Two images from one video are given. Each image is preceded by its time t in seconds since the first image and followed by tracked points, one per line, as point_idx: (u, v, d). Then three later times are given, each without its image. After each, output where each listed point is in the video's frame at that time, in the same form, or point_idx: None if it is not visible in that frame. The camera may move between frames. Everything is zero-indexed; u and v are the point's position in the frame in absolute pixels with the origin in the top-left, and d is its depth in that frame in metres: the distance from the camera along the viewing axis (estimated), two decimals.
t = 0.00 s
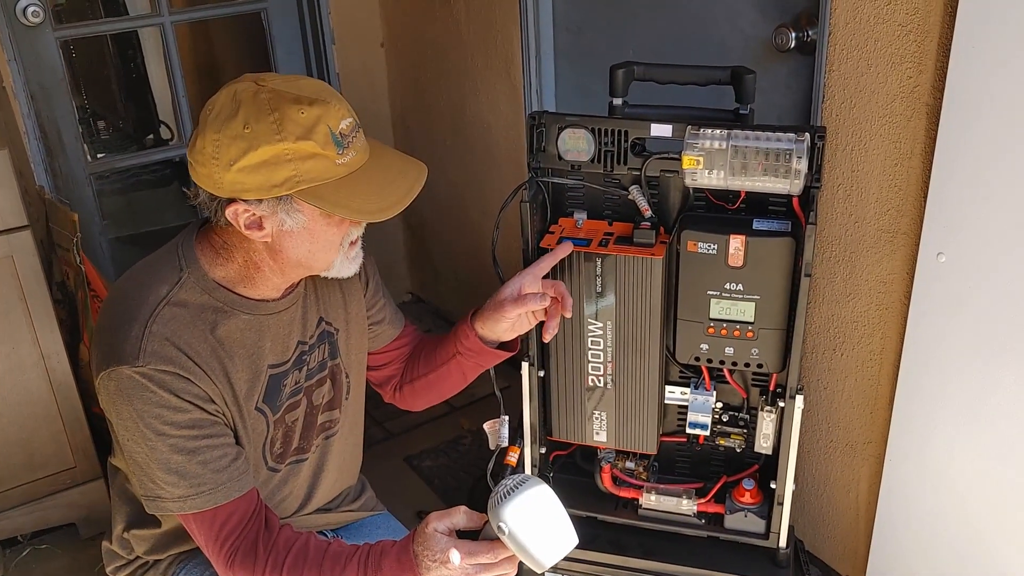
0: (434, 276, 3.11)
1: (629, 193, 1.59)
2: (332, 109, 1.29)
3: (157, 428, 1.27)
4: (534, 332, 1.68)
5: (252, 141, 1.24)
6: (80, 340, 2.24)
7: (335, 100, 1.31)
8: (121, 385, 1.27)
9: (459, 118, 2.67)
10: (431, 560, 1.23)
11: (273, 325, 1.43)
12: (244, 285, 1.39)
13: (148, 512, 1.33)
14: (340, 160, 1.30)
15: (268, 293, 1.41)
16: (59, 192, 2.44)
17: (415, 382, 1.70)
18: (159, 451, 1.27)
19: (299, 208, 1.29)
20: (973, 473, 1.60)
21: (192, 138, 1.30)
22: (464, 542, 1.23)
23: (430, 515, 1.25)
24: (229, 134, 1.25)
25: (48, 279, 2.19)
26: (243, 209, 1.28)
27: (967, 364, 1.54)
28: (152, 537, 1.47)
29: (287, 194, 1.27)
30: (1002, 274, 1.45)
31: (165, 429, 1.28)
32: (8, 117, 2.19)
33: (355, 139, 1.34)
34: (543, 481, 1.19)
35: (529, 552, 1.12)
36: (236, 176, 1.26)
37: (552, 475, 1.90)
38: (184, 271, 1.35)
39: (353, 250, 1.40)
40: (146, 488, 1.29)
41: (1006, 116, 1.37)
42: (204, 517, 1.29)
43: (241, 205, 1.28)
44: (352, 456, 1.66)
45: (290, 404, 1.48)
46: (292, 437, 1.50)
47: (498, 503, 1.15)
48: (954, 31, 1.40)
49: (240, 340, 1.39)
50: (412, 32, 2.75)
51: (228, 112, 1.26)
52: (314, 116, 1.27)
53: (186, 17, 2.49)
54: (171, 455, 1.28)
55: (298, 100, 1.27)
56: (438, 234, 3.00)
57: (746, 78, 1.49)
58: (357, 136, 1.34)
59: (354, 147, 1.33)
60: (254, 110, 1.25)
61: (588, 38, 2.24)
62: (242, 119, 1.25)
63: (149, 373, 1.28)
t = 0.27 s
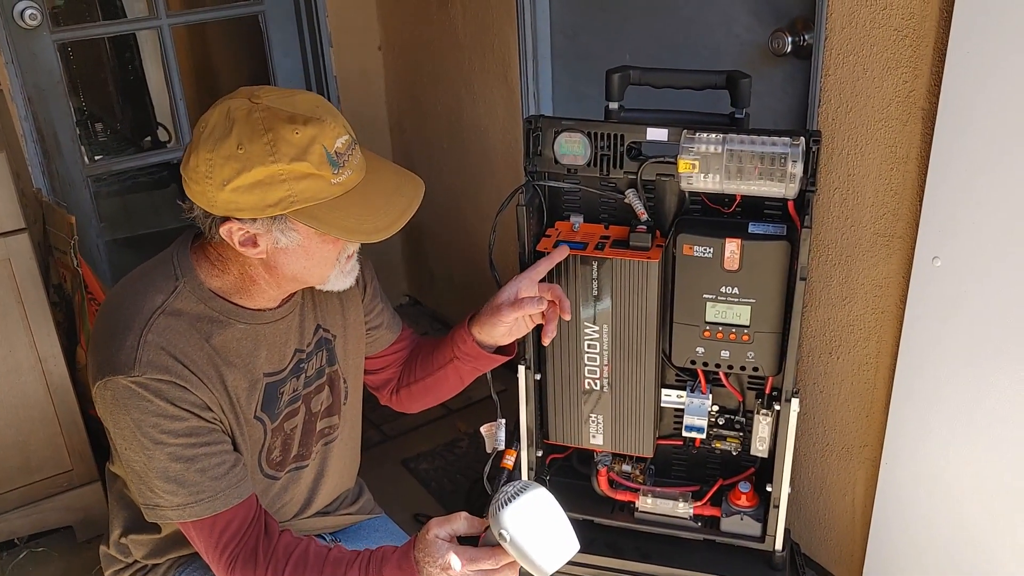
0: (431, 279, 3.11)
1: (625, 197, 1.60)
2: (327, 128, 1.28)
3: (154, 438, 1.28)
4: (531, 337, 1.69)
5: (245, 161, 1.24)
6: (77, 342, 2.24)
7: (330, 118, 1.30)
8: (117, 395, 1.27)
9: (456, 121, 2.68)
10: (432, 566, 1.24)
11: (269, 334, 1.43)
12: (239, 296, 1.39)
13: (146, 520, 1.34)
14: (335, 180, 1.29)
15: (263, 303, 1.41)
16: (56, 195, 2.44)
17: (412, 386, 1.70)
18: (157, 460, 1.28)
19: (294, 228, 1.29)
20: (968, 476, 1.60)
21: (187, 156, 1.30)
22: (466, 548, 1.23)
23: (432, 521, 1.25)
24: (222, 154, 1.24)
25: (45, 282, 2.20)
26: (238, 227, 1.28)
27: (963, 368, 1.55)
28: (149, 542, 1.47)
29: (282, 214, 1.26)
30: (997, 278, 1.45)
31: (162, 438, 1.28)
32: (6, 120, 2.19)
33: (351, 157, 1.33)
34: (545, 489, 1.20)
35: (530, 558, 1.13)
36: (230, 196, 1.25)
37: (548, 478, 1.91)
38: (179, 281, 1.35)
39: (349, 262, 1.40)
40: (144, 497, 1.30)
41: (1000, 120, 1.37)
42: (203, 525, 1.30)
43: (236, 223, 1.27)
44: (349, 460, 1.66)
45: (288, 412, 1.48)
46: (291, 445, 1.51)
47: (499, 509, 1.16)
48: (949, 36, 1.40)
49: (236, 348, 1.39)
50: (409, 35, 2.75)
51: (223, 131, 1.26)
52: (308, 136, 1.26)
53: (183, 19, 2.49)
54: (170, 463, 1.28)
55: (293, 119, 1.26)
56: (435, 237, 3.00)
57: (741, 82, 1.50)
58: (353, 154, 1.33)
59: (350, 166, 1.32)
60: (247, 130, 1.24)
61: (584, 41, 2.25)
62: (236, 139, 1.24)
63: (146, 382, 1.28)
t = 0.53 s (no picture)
0: (427, 281, 3.11)
1: (622, 201, 1.60)
2: (324, 132, 1.27)
3: (151, 448, 1.27)
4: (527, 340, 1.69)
5: (245, 171, 1.23)
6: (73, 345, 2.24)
7: (325, 121, 1.29)
8: (112, 405, 1.27)
9: (453, 123, 2.68)
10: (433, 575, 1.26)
11: (265, 341, 1.43)
12: (235, 302, 1.39)
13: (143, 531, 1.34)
14: (335, 182, 1.29)
15: (257, 311, 1.41)
16: (53, 197, 2.44)
17: (407, 388, 1.70)
18: (154, 470, 1.28)
19: (296, 233, 1.29)
20: (963, 480, 1.61)
21: (181, 168, 1.28)
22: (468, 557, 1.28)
23: (432, 530, 1.28)
24: (220, 165, 1.23)
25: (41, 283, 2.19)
26: (239, 236, 1.27)
27: (959, 372, 1.55)
28: (146, 548, 1.47)
29: (284, 220, 1.26)
30: (993, 281, 1.45)
31: (159, 448, 1.28)
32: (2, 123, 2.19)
33: (348, 158, 1.32)
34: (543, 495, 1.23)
35: (531, 567, 1.15)
36: (231, 207, 1.24)
37: (545, 481, 1.91)
38: (173, 289, 1.35)
39: (347, 264, 1.40)
40: (141, 508, 1.30)
41: (996, 124, 1.38)
42: (202, 533, 1.30)
43: (237, 232, 1.27)
44: (346, 464, 1.66)
45: (284, 418, 1.49)
46: (288, 451, 1.51)
47: (500, 518, 1.18)
48: (945, 39, 1.41)
49: (232, 356, 1.39)
50: (406, 37, 2.75)
51: (218, 142, 1.24)
52: (307, 141, 1.25)
53: (180, 21, 2.49)
54: (166, 473, 1.28)
55: (289, 125, 1.25)
56: (432, 239, 3.00)
57: (738, 85, 1.50)
58: (349, 155, 1.33)
59: (347, 167, 1.32)
60: (245, 140, 1.23)
61: (581, 44, 2.25)
62: (233, 149, 1.23)
63: (141, 393, 1.27)
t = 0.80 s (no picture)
0: (424, 283, 3.11)
1: (618, 204, 1.60)
2: (321, 134, 1.27)
3: (147, 455, 1.27)
4: (523, 343, 1.68)
5: (243, 174, 1.22)
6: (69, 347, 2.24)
7: (322, 122, 1.29)
8: (107, 412, 1.26)
9: (450, 125, 2.68)
10: None
11: (261, 345, 1.43)
12: (232, 307, 1.39)
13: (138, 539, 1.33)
14: (333, 184, 1.29)
15: (254, 316, 1.41)
16: (49, 199, 2.44)
17: (404, 390, 1.70)
18: (149, 477, 1.27)
19: (295, 235, 1.28)
20: (959, 483, 1.61)
21: (178, 173, 1.28)
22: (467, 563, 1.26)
23: (430, 537, 1.28)
24: (218, 169, 1.23)
25: (37, 284, 2.18)
26: (237, 240, 1.27)
27: (955, 375, 1.55)
28: (140, 554, 1.46)
29: (282, 223, 1.26)
30: (989, 285, 1.45)
31: (155, 455, 1.27)
32: None
33: (344, 160, 1.32)
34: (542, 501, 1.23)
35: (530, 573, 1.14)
36: (229, 211, 1.24)
37: (541, 484, 1.90)
38: (168, 294, 1.35)
39: (346, 265, 1.40)
40: (136, 515, 1.29)
41: (992, 128, 1.38)
42: (197, 540, 1.30)
43: (235, 237, 1.27)
44: (341, 467, 1.66)
45: (280, 422, 1.48)
46: (283, 455, 1.51)
47: (500, 526, 1.18)
48: (941, 43, 1.41)
49: (227, 361, 1.39)
50: (403, 39, 2.75)
51: (215, 145, 1.24)
52: (304, 143, 1.25)
53: (177, 23, 2.49)
54: (162, 481, 1.28)
55: (286, 127, 1.25)
56: (429, 242, 3.00)
57: (734, 88, 1.50)
58: (345, 156, 1.33)
59: (344, 168, 1.31)
60: (241, 143, 1.23)
61: (579, 47, 2.25)
62: (230, 153, 1.23)
63: (136, 399, 1.27)
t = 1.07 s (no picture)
0: (422, 284, 3.11)
1: (616, 205, 1.60)
2: (318, 140, 1.27)
3: (141, 456, 1.27)
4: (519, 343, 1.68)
5: (238, 179, 1.22)
6: (67, 348, 2.23)
7: (319, 128, 1.29)
8: (102, 414, 1.26)
9: (449, 126, 2.67)
10: None
11: (256, 346, 1.42)
12: (227, 309, 1.38)
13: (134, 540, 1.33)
14: (329, 190, 1.28)
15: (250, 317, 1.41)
16: (46, 199, 2.43)
17: (388, 398, 1.71)
18: (144, 479, 1.27)
19: (290, 240, 1.28)
20: (956, 484, 1.61)
21: (174, 174, 1.27)
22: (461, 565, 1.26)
23: (426, 538, 1.28)
24: (214, 172, 1.22)
25: (34, 285, 2.17)
26: (231, 244, 1.27)
27: (952, 377, 1.55)
28: (137, 555, 1.46)
29: (277, 229, 1.25)
30: (986, 286, 1.46)
31: (149, 456, 1.27)
32: None
33: (341, 166, 1.32)
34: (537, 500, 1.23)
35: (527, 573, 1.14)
36: (224, 214, 1.23)
37: (538, 485, 1.90)
38: (162, 295, 1.34)
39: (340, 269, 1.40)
40: (131, 516, 1.29)
41: (990, 129, 1.38)
42: (192, 541, 1.30)
43: (229, 240, 1.27)
44: (338, 468, 1.66)
45: (276, 424, 1.48)
46: (280, 456, 1.51)
47: (495, 526, 1.18)
48: (939, 45, 1.41)
49: (222, 362, 1.39)
50: (401, 40, 2.75)
51: (211, 148, 1.24)
52: (301, 148, 1.25)
53: (175, 23, 2.48)
54: (157, 482, 1.27)
55: (283, 132, 1.24)
56: (426, 242, 3.00)
57: (732, 90, 1.50)
58: (342, 162, 1.32)
59: (341, 174, 1.31)
60: (238, 147, 1.23)
61: (577, 48, 2.25)
62: (226, 156, 1.22)
63: (131, 401, 1.27)
